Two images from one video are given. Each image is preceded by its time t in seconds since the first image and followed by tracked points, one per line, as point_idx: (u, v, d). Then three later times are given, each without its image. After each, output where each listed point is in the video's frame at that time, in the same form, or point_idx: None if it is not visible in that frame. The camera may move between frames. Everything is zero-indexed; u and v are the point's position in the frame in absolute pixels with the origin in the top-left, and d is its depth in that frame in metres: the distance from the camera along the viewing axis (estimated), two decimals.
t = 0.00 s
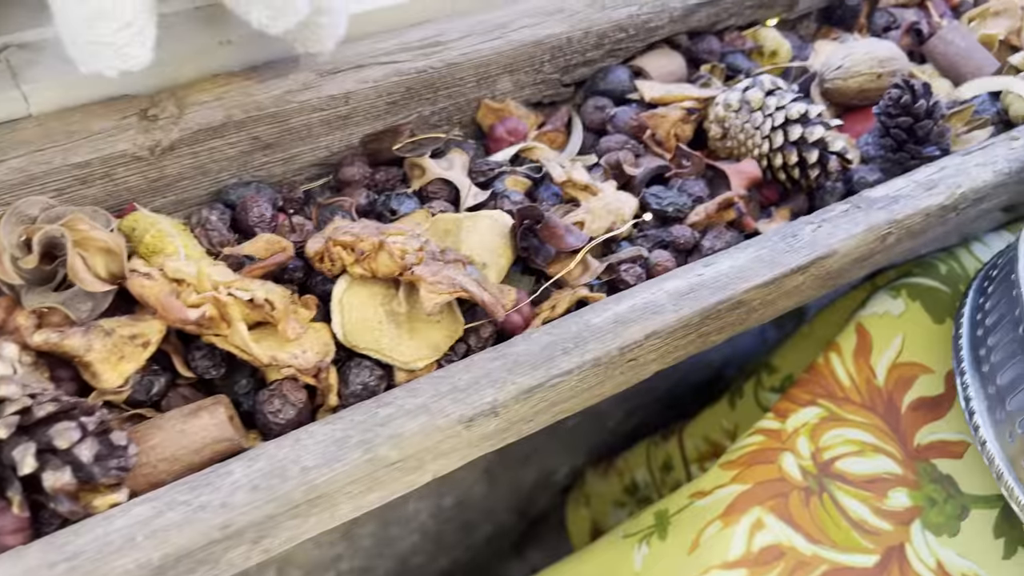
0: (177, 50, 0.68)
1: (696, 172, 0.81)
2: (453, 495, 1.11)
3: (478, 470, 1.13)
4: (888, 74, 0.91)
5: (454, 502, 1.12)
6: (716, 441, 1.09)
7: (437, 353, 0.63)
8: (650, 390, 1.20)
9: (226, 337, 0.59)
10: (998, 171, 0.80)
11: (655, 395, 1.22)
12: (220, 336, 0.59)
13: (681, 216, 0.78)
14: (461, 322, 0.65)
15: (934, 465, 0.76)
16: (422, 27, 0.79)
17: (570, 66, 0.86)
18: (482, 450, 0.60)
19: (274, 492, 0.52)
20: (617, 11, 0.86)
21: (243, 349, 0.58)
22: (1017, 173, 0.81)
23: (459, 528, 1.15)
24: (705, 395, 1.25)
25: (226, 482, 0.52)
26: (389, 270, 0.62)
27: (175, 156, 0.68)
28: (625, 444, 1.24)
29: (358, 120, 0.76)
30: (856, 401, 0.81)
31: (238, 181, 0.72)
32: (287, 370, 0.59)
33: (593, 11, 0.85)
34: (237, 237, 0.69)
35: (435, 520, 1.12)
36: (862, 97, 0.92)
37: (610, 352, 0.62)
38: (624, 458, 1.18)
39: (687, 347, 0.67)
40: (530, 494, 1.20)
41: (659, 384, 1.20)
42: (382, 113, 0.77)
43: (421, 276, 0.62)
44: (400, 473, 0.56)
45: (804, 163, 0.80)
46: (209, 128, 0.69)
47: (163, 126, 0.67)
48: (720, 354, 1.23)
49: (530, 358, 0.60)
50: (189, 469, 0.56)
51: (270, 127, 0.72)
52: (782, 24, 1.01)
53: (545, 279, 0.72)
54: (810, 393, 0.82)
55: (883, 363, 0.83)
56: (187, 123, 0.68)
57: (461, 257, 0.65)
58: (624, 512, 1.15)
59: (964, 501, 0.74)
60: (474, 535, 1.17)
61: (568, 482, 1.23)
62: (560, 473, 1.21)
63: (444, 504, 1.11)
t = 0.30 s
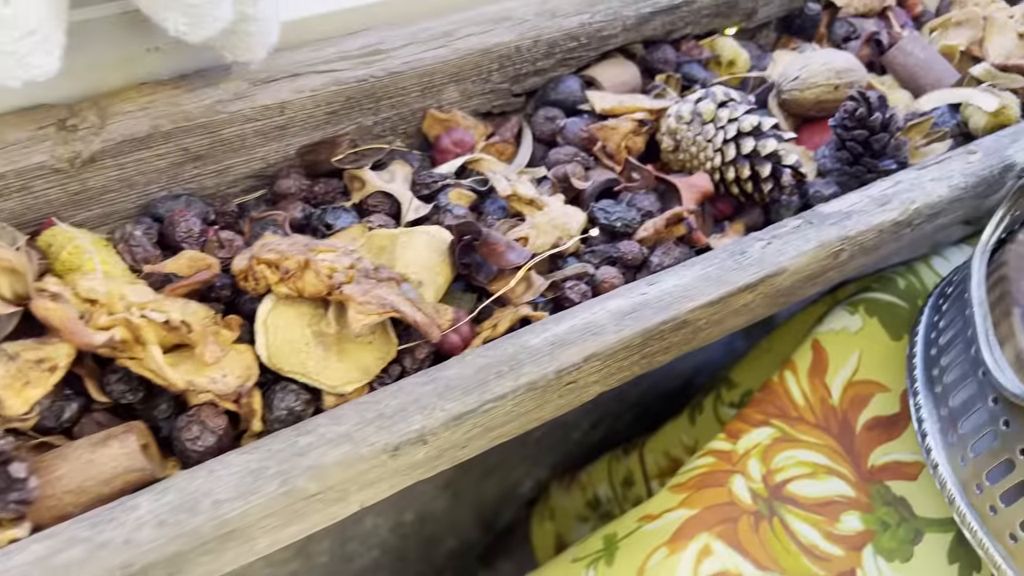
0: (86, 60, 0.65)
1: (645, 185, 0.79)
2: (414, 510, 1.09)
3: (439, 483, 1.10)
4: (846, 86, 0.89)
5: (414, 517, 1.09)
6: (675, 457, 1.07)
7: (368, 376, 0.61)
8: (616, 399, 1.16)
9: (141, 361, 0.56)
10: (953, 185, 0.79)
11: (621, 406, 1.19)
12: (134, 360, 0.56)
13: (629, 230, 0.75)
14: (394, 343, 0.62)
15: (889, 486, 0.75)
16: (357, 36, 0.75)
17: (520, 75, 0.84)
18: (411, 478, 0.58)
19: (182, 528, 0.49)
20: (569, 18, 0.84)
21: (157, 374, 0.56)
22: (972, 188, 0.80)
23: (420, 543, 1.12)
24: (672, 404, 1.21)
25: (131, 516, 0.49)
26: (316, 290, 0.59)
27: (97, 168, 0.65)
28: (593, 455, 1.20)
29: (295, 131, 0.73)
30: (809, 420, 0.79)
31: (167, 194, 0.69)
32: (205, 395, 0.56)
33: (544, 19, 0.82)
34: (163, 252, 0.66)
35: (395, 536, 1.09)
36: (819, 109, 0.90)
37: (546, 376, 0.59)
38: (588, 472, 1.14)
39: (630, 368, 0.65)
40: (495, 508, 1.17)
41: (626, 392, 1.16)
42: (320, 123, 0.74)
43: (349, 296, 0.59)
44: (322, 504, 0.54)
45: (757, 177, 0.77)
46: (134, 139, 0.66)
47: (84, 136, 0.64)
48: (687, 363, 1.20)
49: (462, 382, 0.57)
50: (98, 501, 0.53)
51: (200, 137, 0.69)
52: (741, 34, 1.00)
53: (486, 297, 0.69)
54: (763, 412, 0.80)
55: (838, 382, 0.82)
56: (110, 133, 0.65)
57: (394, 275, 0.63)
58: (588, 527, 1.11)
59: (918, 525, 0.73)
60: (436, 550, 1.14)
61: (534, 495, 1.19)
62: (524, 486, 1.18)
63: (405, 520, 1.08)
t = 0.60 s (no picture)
0: (10, 72, 0.62)
1: (598, 204, 0.77)
2: (376, 528, 1.05)
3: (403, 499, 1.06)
4: (807, 101, 0.87)
5: (376, 535, 1.06)
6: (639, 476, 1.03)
7: (300, 408, 0.58)
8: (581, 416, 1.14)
9: (54, 394, 0.53)
10: (913, 206, 0.77)
11: (588, 422, 1.16)
12: (46, 392, 0.53)
13: (581, 251, 0.73)
14: (329, 372, 0.59)
15: (846, 514, 0.73)
16: (304, 47, 0.72)
17: (473, 89, 0.81)
18: (342, 515, 0.55)
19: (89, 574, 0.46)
20: (522, 31, 0.81)
21: (71, 407, 0.53)
22: (933, 208, 0.78)
23: (384, 563, 1.08)
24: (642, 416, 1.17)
25: (35, 561, 0.46)
26: (243, 317, 0.57)
27: (20, 186, 0.62)
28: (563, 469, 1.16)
29: (234, 146, 0.70)
30: (767, 446, 0.77)
31: (98, 214, 0.66)
32: (122, 428, 0.54)
33: (495, 32, 0.80)
34: (90, 275, 0.63)
35: (357, 554, 1.06)
36: (780, 124, 0.88)
37: (485, 407, 0.57)
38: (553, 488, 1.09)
39: (577, 396, 0.62)
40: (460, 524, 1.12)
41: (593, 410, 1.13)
42: (261, 138, 0.71)
43: (280, 322, 0.57)
44: (243, 545, 0.51)
45: (713, 196, 0.76)
46: (59, 156, 0.63)
47: (4, 153, 0.61)
48: (655, 379, 1.17)
49: (396, 415, 0.55)
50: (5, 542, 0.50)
51: (131, 153, 0.66)
52: (703, 47, 0.98)
53: (431, 320, 0.67)
54: (719, 437, 0.78)
55: (797, 405, 0.80)
56: (33, 150, 0.62)
57: (329, 300, 0.60)
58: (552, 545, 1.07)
59: (875, 554, 0.71)
60: (402, 568, 1.10)
61: (501, 511, 1.15)
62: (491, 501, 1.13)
63: (367, 538, 1.05)
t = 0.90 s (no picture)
0: None
1: (559, 226, 0.75)
2: (343, 547, 1.01)
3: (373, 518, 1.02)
4: (774, 120, 0.86)
5: (342, 554, 1.03)
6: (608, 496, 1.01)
7: (242, 442, 0.56)
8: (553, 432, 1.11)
9: None
10: (878, 229, 0.76)
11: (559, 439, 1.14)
12: None
13: (540, 275, 0.71)
14: (274, 405, 0.57)
15: (810, 542, 0.72)
16: (256, 66, 0.71)
17: (433, 107, 0.79)
18: (284, 553, 0.53)
19: None
20: (483, 48, 0.79)
21: None
22: (898, 231, 0.77)
23: None
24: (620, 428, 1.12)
25: None
26: (183, 348, 0.55)
27: None
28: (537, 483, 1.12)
29: (183, 167, 0.68)
30: (730, 472, 0.76)
31: (38, 238, 0.64)
32: (52, 466, 0.52)
33: (456, 49, 0.78)
34: (28, 302, 0.61)
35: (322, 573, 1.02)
36: (746, 143, 0.87)
37: (433, 442, 0.55)
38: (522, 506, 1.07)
39: (532, 427, 0.61)
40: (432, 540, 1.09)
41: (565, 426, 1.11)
42: (210, 159, 0.69)
43: (220, 353, 0.55)
44: None
45: (675, 218, 0.75)
46: None
47: None
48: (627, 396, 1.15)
49: (340, 451, 0.53)
50: None
51: (73, 175, 0.64)
52: (671, 62, 0.96)
53: (383, 347, 0.65)
54: (682, 463, 0.77)
55: (762, 430, 0.79)
56: None
57: (275, 329, 0.58)
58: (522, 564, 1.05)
59: None
60: None
61: (472, 527, 1.11)
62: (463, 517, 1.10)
63: (333, 556, 1.02)
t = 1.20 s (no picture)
0: None
1: (516, 251, 0.73)
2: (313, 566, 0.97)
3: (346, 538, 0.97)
4: (737, 142, 0.86)
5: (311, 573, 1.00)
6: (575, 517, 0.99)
7: (182, 479, 0.55)
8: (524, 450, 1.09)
9: None
10: (839, 254, 0.75)
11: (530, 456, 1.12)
12: None
13: (497, 301, 0.70)
14: (217, 440, 0.56)
15: (769, 572, 0.72)
16: (204, 89, 0.69)
17: (391, 128, 0.78)
18: None
19: None
20: (442, 69, 0.78)
21: None
22: (861, 256, 0.76)
23: None
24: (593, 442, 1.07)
25: None
26: (121, 384, 0.53)
27: None
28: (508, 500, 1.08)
29: (131, 192, 0.67)
30: (690, 500, 0.76)
31: None
32: None
33: (414, 71, 0.77)
34: None
35: None
36: (710, 165, 0.86)
37: (378, 480, 0.54)
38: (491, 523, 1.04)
39: (483, 461, 0.59)
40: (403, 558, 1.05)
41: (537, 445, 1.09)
42: (159, 183, 0.68)
43: (160, 389, 0.53)
44: None
45: (635, 243, 0.74)
46: None
47: None
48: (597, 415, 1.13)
49: (281, 490, 0.52)
50: None
51: (16, 201, 0.62)
52: (636, 82, 0.96)
53: (334, 378, 0.64)
54: (641, 492, 0.77)
55: (723, 457, 0.79)
56: None
57: (218, 362, 0.57)
58: None
59: None
60: None
61: (444, 542, 1.09)
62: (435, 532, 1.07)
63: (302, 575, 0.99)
